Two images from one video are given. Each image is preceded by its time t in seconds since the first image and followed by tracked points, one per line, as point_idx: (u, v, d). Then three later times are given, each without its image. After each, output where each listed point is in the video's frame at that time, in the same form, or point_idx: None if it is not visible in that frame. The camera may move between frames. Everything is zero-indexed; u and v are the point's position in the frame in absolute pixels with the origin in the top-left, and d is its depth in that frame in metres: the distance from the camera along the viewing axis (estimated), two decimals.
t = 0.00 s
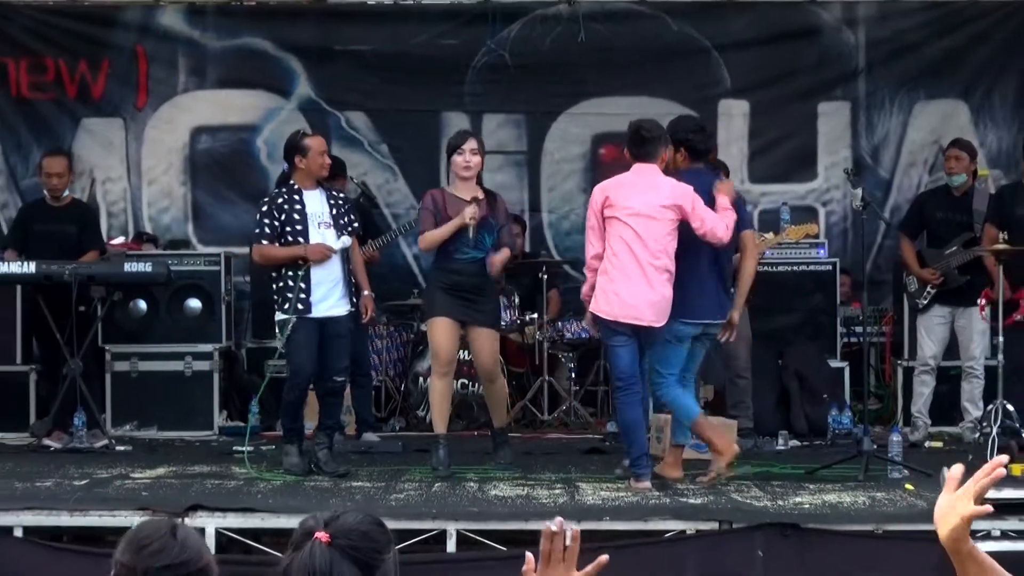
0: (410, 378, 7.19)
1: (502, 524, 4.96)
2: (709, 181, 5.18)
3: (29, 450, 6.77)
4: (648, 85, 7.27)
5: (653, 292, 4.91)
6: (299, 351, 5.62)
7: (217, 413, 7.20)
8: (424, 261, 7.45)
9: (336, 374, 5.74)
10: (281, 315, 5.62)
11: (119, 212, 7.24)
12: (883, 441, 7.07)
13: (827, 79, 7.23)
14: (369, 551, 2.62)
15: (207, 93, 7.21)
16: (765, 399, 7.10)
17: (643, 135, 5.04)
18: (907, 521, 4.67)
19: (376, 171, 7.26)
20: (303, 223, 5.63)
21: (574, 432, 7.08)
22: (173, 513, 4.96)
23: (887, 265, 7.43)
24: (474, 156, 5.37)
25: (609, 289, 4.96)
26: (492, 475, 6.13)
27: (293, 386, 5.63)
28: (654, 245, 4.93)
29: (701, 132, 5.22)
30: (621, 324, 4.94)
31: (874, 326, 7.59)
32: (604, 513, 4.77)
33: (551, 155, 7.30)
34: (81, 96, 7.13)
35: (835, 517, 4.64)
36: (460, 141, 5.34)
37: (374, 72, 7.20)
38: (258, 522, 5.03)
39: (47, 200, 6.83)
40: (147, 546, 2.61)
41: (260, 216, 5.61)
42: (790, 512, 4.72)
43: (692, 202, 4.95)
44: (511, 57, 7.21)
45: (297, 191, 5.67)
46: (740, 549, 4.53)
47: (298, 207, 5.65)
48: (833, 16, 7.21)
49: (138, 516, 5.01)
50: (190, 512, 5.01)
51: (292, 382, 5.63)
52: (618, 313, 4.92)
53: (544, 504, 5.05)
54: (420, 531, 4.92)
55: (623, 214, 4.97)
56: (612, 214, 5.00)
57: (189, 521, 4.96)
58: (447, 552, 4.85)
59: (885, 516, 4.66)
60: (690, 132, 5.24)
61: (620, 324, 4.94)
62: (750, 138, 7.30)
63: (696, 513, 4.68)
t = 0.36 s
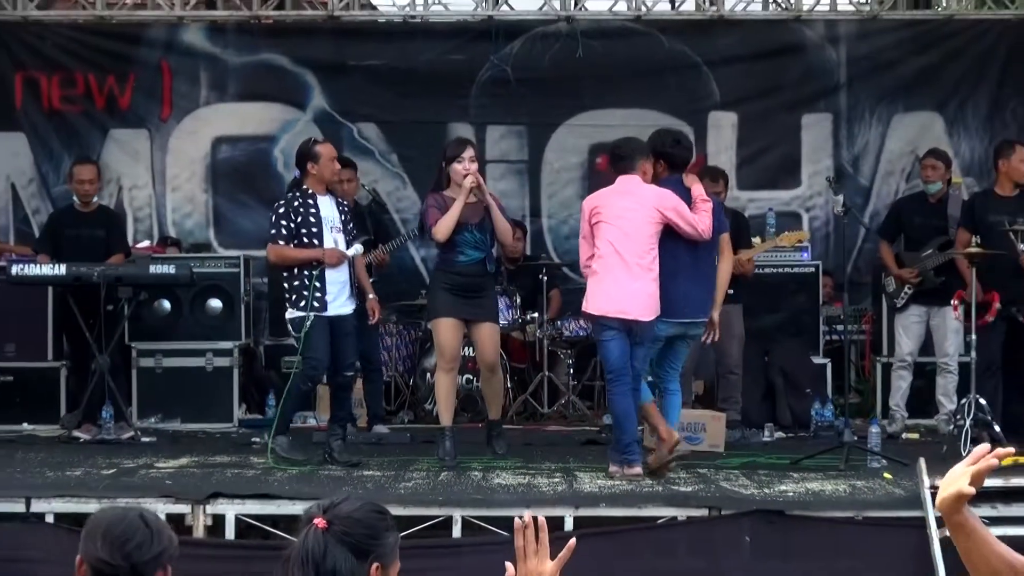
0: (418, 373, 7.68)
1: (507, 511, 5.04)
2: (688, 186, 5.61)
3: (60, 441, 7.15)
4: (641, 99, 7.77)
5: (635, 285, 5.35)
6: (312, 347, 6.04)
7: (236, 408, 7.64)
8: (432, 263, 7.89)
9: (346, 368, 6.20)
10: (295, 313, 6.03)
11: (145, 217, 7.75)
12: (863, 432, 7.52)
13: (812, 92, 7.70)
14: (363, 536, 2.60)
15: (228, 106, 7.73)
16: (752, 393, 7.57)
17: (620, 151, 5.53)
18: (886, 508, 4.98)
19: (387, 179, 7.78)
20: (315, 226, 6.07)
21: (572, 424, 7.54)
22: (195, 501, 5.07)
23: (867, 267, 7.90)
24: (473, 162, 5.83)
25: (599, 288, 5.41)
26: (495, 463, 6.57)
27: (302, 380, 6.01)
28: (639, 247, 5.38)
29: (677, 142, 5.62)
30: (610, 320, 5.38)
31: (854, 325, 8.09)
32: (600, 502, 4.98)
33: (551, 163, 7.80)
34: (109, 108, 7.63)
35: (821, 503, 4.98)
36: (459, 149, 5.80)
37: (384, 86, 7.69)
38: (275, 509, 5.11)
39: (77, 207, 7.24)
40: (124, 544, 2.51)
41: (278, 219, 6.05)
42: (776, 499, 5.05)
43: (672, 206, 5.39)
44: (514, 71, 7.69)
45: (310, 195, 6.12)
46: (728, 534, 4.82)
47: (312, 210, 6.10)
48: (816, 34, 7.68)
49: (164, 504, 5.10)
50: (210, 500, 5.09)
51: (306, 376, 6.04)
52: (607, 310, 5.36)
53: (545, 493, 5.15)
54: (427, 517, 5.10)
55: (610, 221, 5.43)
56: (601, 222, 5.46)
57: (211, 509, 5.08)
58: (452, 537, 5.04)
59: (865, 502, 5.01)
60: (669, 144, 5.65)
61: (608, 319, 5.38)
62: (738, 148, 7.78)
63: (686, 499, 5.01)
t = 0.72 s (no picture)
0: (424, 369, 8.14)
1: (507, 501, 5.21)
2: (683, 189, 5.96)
3: (83, 434, 7.44)
4: (635, 109, 8.25)
5: (618, 289, 5.75)
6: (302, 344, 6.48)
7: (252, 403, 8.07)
8: (438, 265, 8.29)
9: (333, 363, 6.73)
10: (291, 311, 6.42)
11: (165, 222, 8.30)
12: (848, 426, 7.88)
13: (797, 103, 8.16)
14: (362, 532, 2.61)
15: (245, 117, 8.29)
16: (742, 389, 7.95)
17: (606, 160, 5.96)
18: (868, 498, 5.12)
19: (395, 186, 8.30)
20: (317, 230, 6.45)
21: (570, 418, 7.96)
22: (211, 491, 5.28)
23: (850, 269, 8.32)
24: (485, 175, 6.18)
25: (590, 293, 5.83)
26: (498, 457, 6.69)
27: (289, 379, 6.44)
28: (623, 251, 5.78)
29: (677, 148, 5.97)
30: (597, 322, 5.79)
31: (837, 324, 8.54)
32: (597, 492, 5.20)
33: (551, 170, 8.29)
34: (132, 118, 8.22)
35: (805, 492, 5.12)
36: (472, 163, 6.15)
37: (392, 98, 8.22)
38: (288, 499, 5.27)
39: (103, 211, 7.65)
40: (87, 541, 2.48)
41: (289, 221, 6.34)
42: (763, 490, 5.17)
43: (650, 207, 5.75)
44: (515, 84, 8.20)
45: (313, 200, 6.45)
46: (718, 524, 5.04)
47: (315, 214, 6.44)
48: (802, 48, 8.13)
49: (182, 494, 5.32)
50: (227, 490, 5.29)
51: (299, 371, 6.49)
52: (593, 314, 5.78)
53: (544, 484, 5.37)
54: (432, 506, 5.29)
55: (597, 227, 5.84)
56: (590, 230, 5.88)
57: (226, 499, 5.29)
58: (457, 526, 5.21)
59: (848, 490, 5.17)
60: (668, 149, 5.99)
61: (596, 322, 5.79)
62: (727, 156, 8.23)
63: (679, 491, 5.14)
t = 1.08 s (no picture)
0: (424, 371, 8.10)
1: (506, 504, 5.20)
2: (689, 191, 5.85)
3: (83, 435, 7.41)
4: (635, 110, 8.26)
5: (611, 288, 5.74)
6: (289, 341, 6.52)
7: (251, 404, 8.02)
8: (437, 266, 8.28)
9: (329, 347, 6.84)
10: (278, 313, 6.43)
11: (164, 223, 8.31)
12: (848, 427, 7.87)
13: (797, 104, 8.17)
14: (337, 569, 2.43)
15: (244, 117, 8.30)
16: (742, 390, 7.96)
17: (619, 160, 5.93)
18: (868, 499, 5.12)
19: (394, 187, 8.32)
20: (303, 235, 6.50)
21: (571, 419, 7.96)
22: (211, 492, 5.27)
23: (850, 270, 8.32)
24: (490, 176, 6.16)
25: (583, 290, 5.83)
26: (497, 458, 6.64)
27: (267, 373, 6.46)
28: (619, 250, 5.76)
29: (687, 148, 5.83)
30: (588, 321, 5.78)
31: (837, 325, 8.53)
32: (597, 492, 5.19)
33: (550, 172, 8.31)
34: (131, 119, 8.22)
35: (803, 493, 5.11)
36: (478, 163, 6.14)
37: (392, 99, 8.24)
38: (288, 500, 5.25)
39: (111, 213, 7.64)
40: (43, 546, 2.38)
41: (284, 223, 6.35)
42: (763, 491, 5.16)
43: (650, 209, 5.71)
44: (514, 85, 8.21)
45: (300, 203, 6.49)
46: (718, 525, 5.04)
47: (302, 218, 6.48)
48: (801, 49, 8.14)
49: (182, 495, 5.31)
50: (227, 491, 5.27)
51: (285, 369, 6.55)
52: (585, 311, 5.78)
53: (543, 486, 5.36)
54: (431, 508, 5.28)
55: (598, 225, 5.84)
56: (591, 228, 5.88)
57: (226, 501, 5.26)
58: (457, 527, 5.21)
59: (848, 492, 5.16)
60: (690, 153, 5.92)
61: (587, 320, 5.79)
62: (727, 157, 8.23)
63: (678, 492, 5.14)
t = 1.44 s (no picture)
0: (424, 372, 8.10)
1: (505, 505, 5.20)
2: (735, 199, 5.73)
3: (83, 436, 7.41)
4: (634, 110, 8.27)
5: (617, 290, 5.71)
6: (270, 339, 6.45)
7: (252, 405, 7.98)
8: (437, 267, 8.30)
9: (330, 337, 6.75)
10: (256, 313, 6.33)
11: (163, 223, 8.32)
12: (848, 427, 7.88)
13: (797, 105, 8.17)
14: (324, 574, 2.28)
15: (244, 118, 8.31)
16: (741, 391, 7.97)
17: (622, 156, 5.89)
18: (868, 499, 5.12)
19: (394, 187, 8.34)
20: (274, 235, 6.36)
21: (570, 419, 7.97)
22: (211, 492, 5.26)
23: (849, 271, 8.33)
24: (480, 177, 6.12)
25: (587, 290, 5.80)
26: (497, 458, 6.65)
27: (231, 369, 6.39)
28: (623, 249, 5.74)
29: (721, 152, 5.80)
30: (592, 321, 5.75)
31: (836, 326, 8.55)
32: (597, 493, 5.20)
33: (549, 172, 8.32)
34: (131, 119, 8.23)
35: (803, 494, 5.10)
36: (468, 164, 6.08)
37: (392, 99, 8.25)
38: (288, 500, 5.25)
39: (121, 212, 7.57)
40: (50, 545, 2.25)
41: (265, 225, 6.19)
42: (762, 491, 5.16)
43: (653, 208, 5.74)
44: (514, 86, 8.22)
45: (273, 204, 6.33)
46: (718, 525, 5.05)
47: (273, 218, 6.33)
48: (801, 50, 8.14)
49: (182, 495, 5.30)
50: (227, 492, 5.26)
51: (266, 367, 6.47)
52: (589, 311, 5.75)
53: (543, 486, 5.37)
54: (431, 508, 5.29)
55: (600, 224, 5.80)
56: (592, 226, 5.84)
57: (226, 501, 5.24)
58: (457, 526, 5.21)
59: (847, 493, 5.14)
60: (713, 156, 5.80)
61: (591, 320, 5.76)
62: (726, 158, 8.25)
63: (678, 493, 5.14)
